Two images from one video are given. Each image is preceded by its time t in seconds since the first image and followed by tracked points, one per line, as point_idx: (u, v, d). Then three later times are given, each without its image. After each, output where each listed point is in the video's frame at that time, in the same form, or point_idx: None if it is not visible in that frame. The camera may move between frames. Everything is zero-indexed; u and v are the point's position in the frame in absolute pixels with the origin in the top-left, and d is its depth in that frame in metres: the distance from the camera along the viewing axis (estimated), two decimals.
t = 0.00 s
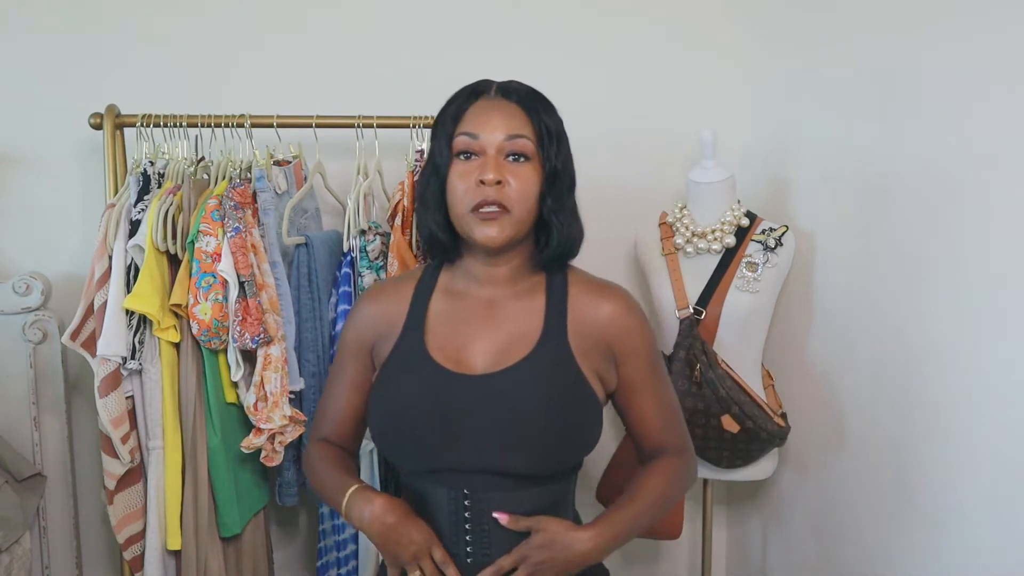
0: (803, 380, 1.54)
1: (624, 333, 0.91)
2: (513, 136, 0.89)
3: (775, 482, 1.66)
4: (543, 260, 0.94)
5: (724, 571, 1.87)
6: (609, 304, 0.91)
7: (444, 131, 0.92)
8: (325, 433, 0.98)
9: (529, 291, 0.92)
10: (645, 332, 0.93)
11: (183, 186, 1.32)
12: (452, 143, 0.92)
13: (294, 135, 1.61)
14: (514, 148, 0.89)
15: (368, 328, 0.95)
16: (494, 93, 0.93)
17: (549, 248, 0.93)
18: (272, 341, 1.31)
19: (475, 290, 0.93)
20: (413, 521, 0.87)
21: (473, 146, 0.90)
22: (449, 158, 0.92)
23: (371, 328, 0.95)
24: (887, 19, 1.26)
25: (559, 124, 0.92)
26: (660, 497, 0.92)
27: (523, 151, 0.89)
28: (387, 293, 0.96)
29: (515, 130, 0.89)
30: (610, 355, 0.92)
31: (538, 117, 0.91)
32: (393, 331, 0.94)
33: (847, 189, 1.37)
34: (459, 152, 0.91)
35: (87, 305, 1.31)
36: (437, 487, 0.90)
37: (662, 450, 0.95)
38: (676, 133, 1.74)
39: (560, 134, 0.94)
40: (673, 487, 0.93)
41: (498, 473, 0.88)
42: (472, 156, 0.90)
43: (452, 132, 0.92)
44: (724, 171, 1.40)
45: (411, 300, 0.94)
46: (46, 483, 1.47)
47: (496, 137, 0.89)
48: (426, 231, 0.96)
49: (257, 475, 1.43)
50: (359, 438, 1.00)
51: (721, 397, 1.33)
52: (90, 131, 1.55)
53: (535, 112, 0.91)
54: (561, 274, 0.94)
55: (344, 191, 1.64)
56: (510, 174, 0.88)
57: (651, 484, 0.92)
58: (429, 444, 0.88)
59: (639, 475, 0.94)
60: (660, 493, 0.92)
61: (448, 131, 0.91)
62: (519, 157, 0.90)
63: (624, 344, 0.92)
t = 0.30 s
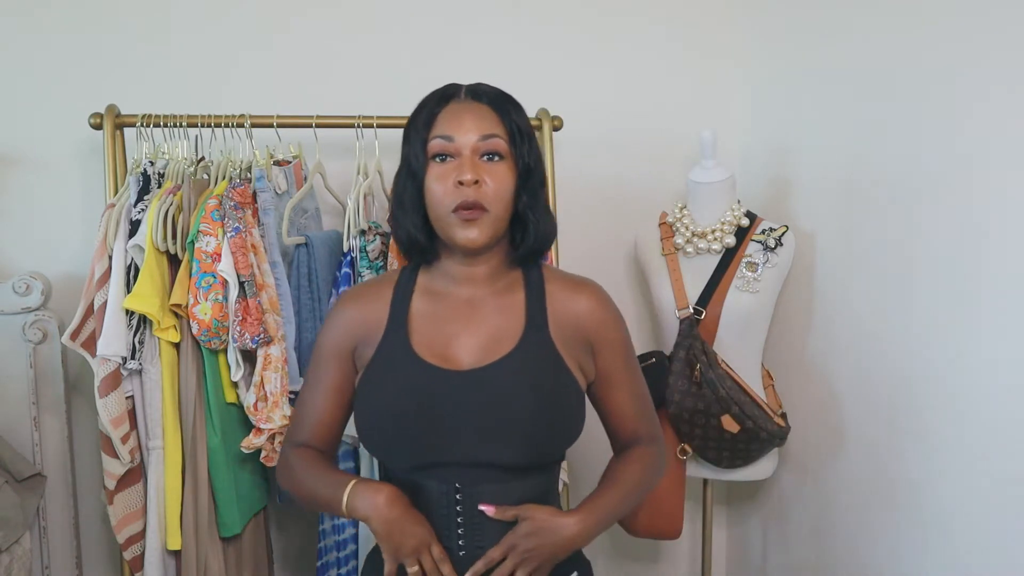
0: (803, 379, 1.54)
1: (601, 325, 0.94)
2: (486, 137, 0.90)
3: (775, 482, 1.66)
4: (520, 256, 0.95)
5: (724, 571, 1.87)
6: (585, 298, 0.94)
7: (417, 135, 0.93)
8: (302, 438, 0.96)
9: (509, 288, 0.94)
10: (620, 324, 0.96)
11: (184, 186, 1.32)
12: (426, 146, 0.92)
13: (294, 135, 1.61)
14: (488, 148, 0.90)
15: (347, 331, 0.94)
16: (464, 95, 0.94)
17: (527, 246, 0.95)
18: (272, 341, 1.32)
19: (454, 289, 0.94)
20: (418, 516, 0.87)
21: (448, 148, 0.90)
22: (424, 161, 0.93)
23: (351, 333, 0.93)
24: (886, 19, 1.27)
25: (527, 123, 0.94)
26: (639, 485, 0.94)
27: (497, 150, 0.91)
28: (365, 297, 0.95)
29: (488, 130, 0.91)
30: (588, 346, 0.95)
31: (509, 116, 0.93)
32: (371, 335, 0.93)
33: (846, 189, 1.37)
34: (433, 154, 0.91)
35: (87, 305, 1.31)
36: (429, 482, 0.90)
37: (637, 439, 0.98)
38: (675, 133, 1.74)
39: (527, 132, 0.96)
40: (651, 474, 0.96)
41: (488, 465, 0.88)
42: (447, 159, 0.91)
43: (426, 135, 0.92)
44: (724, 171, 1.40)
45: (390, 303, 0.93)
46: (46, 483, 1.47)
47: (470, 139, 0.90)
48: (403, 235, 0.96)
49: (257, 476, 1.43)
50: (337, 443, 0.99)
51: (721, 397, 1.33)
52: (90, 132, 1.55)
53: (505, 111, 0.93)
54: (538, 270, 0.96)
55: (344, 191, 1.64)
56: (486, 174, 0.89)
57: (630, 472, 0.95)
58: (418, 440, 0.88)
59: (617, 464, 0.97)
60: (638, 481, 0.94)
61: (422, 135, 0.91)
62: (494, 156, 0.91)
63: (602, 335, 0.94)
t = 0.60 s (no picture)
0: (803, 379, 1.54)
1: (583, 321, 1.01)
2: (471, 138, 0.95)
3: (775, 482, 1.66)
4: (503, 254, 1.01)
5: (724, 572, 1.87)
6: (567, 295, 1.00)
7: (402, 137, 0.96)
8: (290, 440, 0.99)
9: (492, 287, 1.00)
10: (600, 322, 1.04)
11: (184, 186, 1.32)
12: (412, 148, 0.96)
13: (294, 135, 1.61)
14: (473, 149, 0.95)
15: (334, 332, 0.97)
16: (447, 98, 0.98)
17: (507, 244, 1.01)
18: (272, 341, 1.32)
19: (441, 289, 0.99)
20: (417, 514, 0.90)
21: (434, 149, 0.94)
22: (410, 162, 0.96)
23: (338, 334, 0.97)
24: (886, 19, 1.27)
25: (507, 125, 0.99)
26: (617, 475, 1.01)
27: (481, 151, 0.96)
28: (351, 298, 0.99)
29: (472, 132, 0.95)
30: (572, 342, 1.01)
31: (491, 117, 0.98)
32: (359, 335, 0.97)
33: (846, 189, 1.37)
34: (419, 156, 0.95)
35: (87, 305, 1.31)
36: (422, 479, 0.93)
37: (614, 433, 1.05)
38: (676, 133, 1.74)
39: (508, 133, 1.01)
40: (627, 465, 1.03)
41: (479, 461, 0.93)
42: (434, 160, 0.95)
43: (411, 137, 0.96)
44: (724, 171, 1.40)
45: (379, 303, 0.97)
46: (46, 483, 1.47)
47: (455, 140, 0.94)
48: (390, 235, 0.99)
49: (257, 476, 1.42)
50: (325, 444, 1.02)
51: (720, 397, 1.33)
52: (90, 131, 1.55)
53: (487, 113, 0.98)
54: (519, 269, 1.02)
55: (344, 191, 1.64)
56: (472, 173, 0.94)
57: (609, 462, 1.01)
58: (410, 438, 0.92)
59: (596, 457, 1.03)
60: (616, 470, 1.01)
61: (408, 136, 0.95)
62: (478, 157, 0.96)
63: (585, 331, 1.01)
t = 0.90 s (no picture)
0: (803, 379, 1.54)
1: (575, 322, 1.01)
2: (462, 139, 0.95)
3: (775, 482, 1.66)
4: (493, 255, 1.01)
5: (724, 572, 1.87)
6: (557, 297, 1.01)
7: (394, 139, 0.96)
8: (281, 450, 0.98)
9: (484, 287, 1.00)
10: (590, 325, 1.04)
11: (184, 186, 1.32)
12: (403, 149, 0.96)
13: (294, 135, 1.61)
14: (464, 150, 0.95)
15: (328, 332, 0.97)
16: (438, 100, 0.98)
17: (497, 245, 1.00)
18: (272, 341, 1.32)
19: (433, 290, 0.99)
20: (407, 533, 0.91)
21: (425, 150, 0.94)
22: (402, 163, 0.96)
23: (332, 334, 0.97)
24: (886, 20, 1.27)
25: (497, 127, 0.99)
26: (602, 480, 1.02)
27: (472, 152, 0.96)
28: (342, 298, 0.99)
29: (463, 133, 0.95)
30: (563, 344, 1.02)
31: (482, 119, 0.98)
32: (352, 335, 0.97)
33: (846, 189, 1.37)
34: (410, 157, 0.95)
35: (86, 305, 1.31)
36: (415, 478, 0.94)
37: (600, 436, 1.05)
38: (676, 133, 1.74)
39: (499, 135, 1.01)
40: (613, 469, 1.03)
41: (473, 459, 0.94)
42: (425, 161, 0.95)
43: (403, 137, 0.96)
44: (724, 171, 1.40)
45: (371, 304, 0.97)
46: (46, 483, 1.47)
47: (446, 141, 0.94)
48: (382, 235, 0.99)
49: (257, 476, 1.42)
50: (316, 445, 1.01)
51: (720, 397, 1.33)
52: (90, 131, 1.55)
53: (478, 115, 0.98)
54: (510, 269, 1.03)
55: (344, 191, 1.64)
56: (463, 174, 0.94)
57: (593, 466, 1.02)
58: (405, 437, 0.92)
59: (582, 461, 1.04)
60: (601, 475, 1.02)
61: (399, 137, 0.95)
62: (469, 158, 0.96)
63: (576, 333, 1.02)
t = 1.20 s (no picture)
0: (803, 379, 1.54)
1: (570, 323, 1.01)
2: (463, 141, 0.95)
3: (775, 483, 1.66)
4: (492, 257, 1.01)
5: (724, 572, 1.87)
6: (555, 297, 1.01)
7: (395, 138, 0.96)
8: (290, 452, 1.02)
9: (481, 287, 1.00)
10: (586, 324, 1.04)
11: (184, 186, 1.32)
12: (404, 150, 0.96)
13: (294, 135, 1.61)
14: (464, 152, 0.95)
15: (325, 331, 0.97)
16: (440, 101, 0.98)
17: (496, 247, 1.00)
18: (272, 341, 1.32)
19: (430, 290, 0.99)
20: None
21: (425, 151, 0.94)
22: (402, 163, 0.96)
23: (330, 335, 0.97)
24: (887, 19, 1.27)
25: (499, 129, 0.99)
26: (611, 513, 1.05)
27: (472, 154, 0.95)
28: (340, 296, 0.99)
29: (464, 135, 0.95)
30: (558, 343, 1.02)
31: (483, 121, 0.98)
32: (348, 334, 0.97)
33: (846, 189, 1.37)
34: (410, 157, 0.95)
35: (87, 305, 1.31)
36: (408, 475, 0.94)
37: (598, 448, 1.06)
38: (676, 133, 1.74)
39: (500, 136, 1.01)
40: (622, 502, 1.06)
41: (470, 461, 0.94)
42: (425, 161, 0.95)
43: (403, 138, 0.96)
44: (724, 171, 1.40)
45: (367, 302, 0.97)
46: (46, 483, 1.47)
47: (447, 142, 0.94)
48: (380, 234, 0.99)
49: (257, 476, 1.42)
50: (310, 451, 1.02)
51: (720, 397, 1.33)
52: (91, 131, 1.55)
53: (479, 116, 0.97)
54: (509, 270, 1.02)
55: (343, 191, 1.64)
56: (462, 176, 0.93)
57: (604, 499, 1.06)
58: (403, 436, 0.92)
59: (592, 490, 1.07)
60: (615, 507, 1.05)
61: (399, 137, 0.95)
62: (469, 160, 0.96)
63: (571, 332, 1.02)
